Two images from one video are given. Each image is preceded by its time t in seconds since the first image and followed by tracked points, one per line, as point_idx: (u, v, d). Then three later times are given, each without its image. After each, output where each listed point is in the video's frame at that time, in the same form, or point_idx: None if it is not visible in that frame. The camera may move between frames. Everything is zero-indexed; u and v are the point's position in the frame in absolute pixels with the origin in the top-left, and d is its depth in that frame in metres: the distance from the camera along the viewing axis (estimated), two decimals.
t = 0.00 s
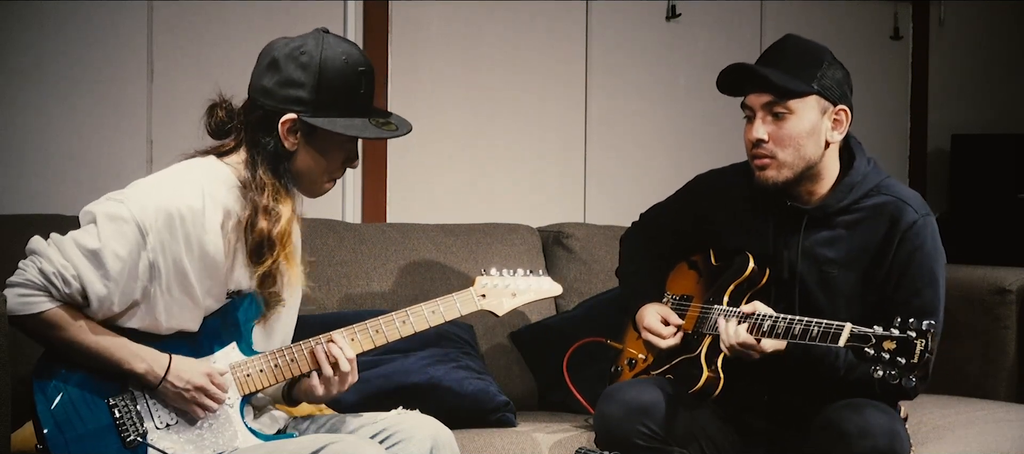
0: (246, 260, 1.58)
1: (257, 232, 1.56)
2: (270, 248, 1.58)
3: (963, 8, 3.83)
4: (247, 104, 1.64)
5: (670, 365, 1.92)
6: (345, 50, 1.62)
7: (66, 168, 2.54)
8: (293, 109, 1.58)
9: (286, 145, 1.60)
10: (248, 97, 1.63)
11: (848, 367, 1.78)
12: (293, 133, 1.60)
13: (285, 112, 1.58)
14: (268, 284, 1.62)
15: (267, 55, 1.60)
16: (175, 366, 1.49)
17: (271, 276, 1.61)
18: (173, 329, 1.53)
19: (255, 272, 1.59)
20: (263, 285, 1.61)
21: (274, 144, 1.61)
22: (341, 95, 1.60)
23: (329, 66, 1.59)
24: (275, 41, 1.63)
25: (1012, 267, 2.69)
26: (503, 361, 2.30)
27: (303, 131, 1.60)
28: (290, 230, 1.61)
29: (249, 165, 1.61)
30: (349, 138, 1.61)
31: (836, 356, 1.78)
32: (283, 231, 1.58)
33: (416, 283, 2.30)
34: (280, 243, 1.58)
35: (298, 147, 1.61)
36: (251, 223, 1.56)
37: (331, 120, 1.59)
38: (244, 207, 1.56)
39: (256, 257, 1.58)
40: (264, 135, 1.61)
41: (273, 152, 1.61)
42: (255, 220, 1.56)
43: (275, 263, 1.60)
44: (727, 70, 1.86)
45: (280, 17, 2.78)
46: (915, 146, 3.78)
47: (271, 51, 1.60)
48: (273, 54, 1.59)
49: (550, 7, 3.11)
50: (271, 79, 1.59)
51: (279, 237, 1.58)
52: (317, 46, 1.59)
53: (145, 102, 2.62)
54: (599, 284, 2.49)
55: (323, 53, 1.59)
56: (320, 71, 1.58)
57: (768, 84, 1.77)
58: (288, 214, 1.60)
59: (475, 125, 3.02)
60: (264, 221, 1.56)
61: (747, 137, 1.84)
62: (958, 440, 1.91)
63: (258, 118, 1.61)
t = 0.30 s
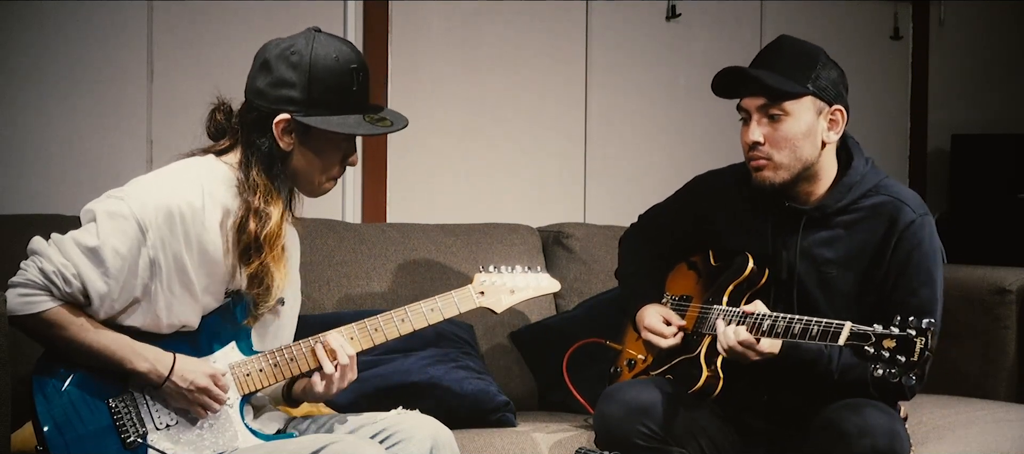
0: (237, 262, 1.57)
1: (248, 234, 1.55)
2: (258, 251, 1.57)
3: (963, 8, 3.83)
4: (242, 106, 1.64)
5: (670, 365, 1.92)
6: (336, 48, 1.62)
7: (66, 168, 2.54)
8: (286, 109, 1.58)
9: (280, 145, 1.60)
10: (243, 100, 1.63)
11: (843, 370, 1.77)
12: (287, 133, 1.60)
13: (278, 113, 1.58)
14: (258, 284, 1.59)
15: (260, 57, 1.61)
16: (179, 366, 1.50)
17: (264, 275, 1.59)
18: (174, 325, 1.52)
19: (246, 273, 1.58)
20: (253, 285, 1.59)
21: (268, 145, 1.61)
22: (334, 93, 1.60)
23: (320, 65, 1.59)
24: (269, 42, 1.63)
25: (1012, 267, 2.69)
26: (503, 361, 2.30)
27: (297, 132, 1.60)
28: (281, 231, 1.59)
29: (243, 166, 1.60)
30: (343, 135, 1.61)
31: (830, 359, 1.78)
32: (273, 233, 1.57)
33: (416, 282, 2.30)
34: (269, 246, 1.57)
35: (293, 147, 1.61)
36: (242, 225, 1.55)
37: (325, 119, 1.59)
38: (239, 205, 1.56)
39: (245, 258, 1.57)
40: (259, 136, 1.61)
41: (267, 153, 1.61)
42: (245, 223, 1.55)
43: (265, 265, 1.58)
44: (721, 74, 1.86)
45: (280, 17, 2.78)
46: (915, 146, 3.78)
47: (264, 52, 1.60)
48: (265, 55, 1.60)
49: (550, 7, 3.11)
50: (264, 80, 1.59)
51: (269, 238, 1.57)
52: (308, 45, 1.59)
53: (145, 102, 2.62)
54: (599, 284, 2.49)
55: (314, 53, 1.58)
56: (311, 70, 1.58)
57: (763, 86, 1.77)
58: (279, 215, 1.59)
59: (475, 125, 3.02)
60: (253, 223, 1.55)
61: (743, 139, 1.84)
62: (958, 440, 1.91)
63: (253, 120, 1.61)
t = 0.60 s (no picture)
0: (241, 255, 1.58)
1: (253, 224, 1.56)
2: (266, 240, 1.57)
3: (963, 8, 3.83)
4: (237, 96, 1.64)
5: (670, 365, 1.92)
6: (335, 40, 1.62)
7: (66, 168, 2.54)
8: (283, 99, 1.58)
9: (276, 135, 1.60)
10: (240, 89, 1.63)
11: (844, 369, 1.77)
12: (283, 123, 1.60)
13: (275, 103, 1.58)
14: (264, 277, 1.59)
15: (257, 45, 1.60)
16: (174, 361, 1.49)
17: (269, 267, 1.59)
18: (171, 325, 1.52)
19: (251, 267, 1.58)
20: (259, 278, 1.59)
21: (265, 135, 1.61)
22: (331, 84, 1.60)
23: (319, 56, 1.59)
24: (266, 31, 1.63)
25: (1012, 267, 2.69)
26: (503, 361, 2.30)
27: (293, 122, 1.60)
28: (286, 222, 1.60)
29: (240, 157, 1.61)
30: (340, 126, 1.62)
31: (830, 359, 1.78)
32: (280, 222, 1.58)
33: (416, 282, 2.30)
34: (275, 236, 1.58)
35: (288, 137, 1.61)
36: (246, 215, 1.56)
37: (322, 110, 1.59)
38: (239, 197, 1.57)
39: (252, 250, 1.57)
40: (255, 126, 1.61)
41: (264, 143, 1.61)
42: (250, 211, 1.56)
43: (271, 254, 1.58)
44: (722, 73, 1.86)
45: (280, 17, 2.78)
46: (915, 146, 3.78)
47: (261, 41, 1.60)
48: (263, 44, 1.59)
49: (550, 7, 3.11)
50: (260, 69, 1.59)
51: (275, 227, 1.57)
52: (306, 35, 1.59)
53: (145, 102, 2.62)
54: (599, 284, 2.49)
55: (312, 43, 1.58)
56: (310, 60, 1.58)
57: (762, 85, 1.78)
58: (283, 204, 1.60)
59: (475, 126, 3.02)
60: (259, 213, 1.56)
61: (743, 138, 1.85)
62: (958, 440, 1.91)
63: (248, 109, 1.61)
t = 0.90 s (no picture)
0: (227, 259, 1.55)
1: (240, 233, 1.55)
2: (249, 248, 1.56)
3: (963, 8, 3.83)
4: (241, 106, 1.64)
5: (670, 365, 1.92)
6: (334, 48, 1.62)
7: (66, 168, 2.54)
8: (284, 109, 1.58)
9: (279, 144, 1.60)
10: (242, 100, 1.63)
11: (845, 371, 1.77)
12: (285, 133, 1.60)
13: (276, 113, 1.58)
14: (247, 282, 1.57)
15: (258, 56, 1.60)
16: (175, 364, 1.49)
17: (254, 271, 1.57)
18: (172, 325, 1.52)
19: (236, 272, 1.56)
20: (243, 284, 1.57)
21: (266, 144, 1.60)
22: (332, 91, 1.60)
23: (318, 64, 1.59)
24: (264, 42, 1.63)
25: (1012, 267, 2.68)
26: (503, 361, 2.30)
27: (295, 131, 1.60)
28: (274, 231, 1.59)
29: (241, 164, 1.60)
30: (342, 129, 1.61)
31: (832, 361, 1.77)
32: (266, 231, 1.57)
33: (415, 282, 2.30)
34: (261, 243, 1.56)
35: (291, 147, 1.61)
36: (235, 224, 1.55)
37: (323, 119, 1.59)
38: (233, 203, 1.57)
39: (237, 254, 1.55)
40: (257, 136, 1.61)
41: (264, 153, 1.60)
42: (238, 220, 1.55)
43: (257, 262, 1.57)
44: (720, 77, 1.85)
45: (280, 17, 2.78)
46: (916, 146, 3.78)
47: (261, 52, 1.60)
48: (262, 55, 1.59)
49: (549, 7, 3.11)
50: (261, 79, 1.59)
51: (263, 236, 1.56)
52: (305, 45, 1.59)
53: (145, 102, 2.62)
54: (599, 284, 2.49)
55: (312, 53, 1.59)
56: (309, 70, 1.58)
57: (760, 88, 1.78)
58: (274, 214, 1.59)
59: (475, 126, 3.02)
60: (246, 220, 1.55)
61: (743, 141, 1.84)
62: (958, 440, 1.91)
63: (250, 120, 1.61)
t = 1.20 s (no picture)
0: (252, 255, 1.59)
1: (263, 224, 1.56)
2: (276, 241, 1.58)
3: (963, 8, 3.83)
4: (241, 99, 1.64)
5: (670, 365, 1.92)
6: (340, 41, 1.63)
7: (66, 167, 2.54)
8: (289, 99, 1.58)
9: (282, 136, 1.60)
10: (243, 92, 1.62)
11: (847, 378, 1.77)
12: (290, 124, 1.60)
13: (281, 104, 1.58)
14: (271, 276, 1.60)
15: (263, 47, 1.60)
16: (180, 357, 1.49)
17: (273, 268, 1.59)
18: (174, 325, 1.52)
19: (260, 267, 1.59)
20: (266, 278, 1.60)
21: (271, 136, 1.60)
22: (338, 84, 1.61)
23: (326, 57, 1.59)
24: (270, 34, 1.63)
25: (1012, 267, 2.68)
26: (503, 361, 2.30)
27: (300, 122, 1.60)
28: (292, 224, 1.61)
29: (246, 157, 1.61)
30: (345, 128, 1.62)
31: (834, 368, 1.77)
32: (288, 224, 1.59)
33: (416, 283, 2.30)
34: (285, 237, 1.58)
35: (295, 138, 1.61)
36: (254, 216, 1.56)
37: (328, 110, 1.59)
38: (245, 199, 1.57)
39: (262, 251, 1.58)
40: (261, 127, 1.61)
41: (271, 144, 1.61)
42: (259, 213, 1.56)
43: (280, 255, 1.59)
44: (719, 86, 1.86)
45: (280, 17, 2.77)
46: (916, 146, 3.78)
47: (267, 42, 1.60)
48: (269, 45, 1.59)
49: (549, 7, 3.11)
50: (267, 70, 1.59)
51: (285, 229, 1.58)
52: (312, 36, 1.59)
53: (145, 101, 2.62)
54: (599, 284, 2.49)
55: (319, 44, 1.59)
56: (317, 61, 1.58)
57: (759, 98, 1.77)
58: (291, 206, 1.60)
59: (475, 126, 3.02)
60: (269, 213, 1.56)
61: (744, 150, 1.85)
62: (958, 440, 1.91)
63: (254, 111, 1.61)
